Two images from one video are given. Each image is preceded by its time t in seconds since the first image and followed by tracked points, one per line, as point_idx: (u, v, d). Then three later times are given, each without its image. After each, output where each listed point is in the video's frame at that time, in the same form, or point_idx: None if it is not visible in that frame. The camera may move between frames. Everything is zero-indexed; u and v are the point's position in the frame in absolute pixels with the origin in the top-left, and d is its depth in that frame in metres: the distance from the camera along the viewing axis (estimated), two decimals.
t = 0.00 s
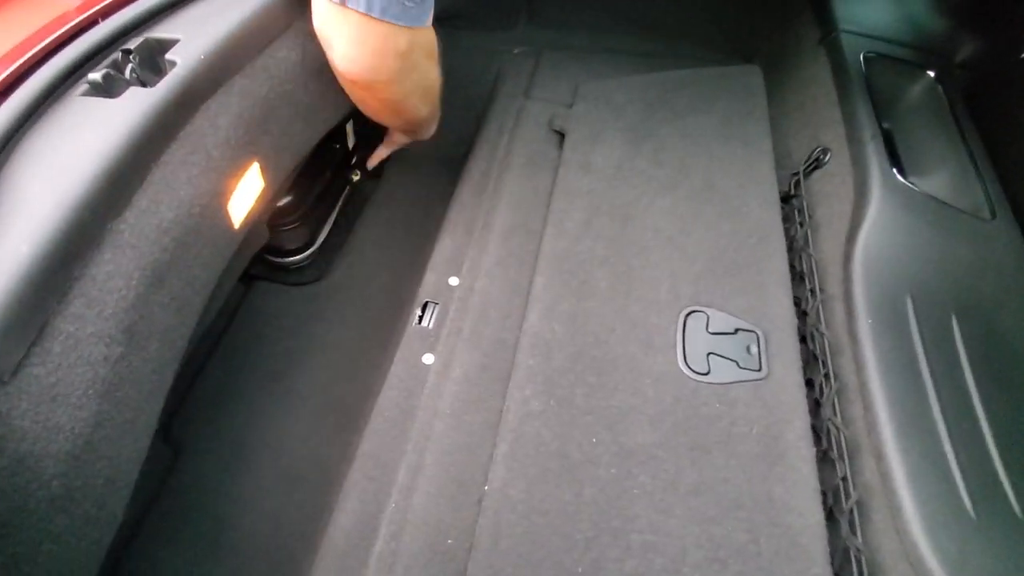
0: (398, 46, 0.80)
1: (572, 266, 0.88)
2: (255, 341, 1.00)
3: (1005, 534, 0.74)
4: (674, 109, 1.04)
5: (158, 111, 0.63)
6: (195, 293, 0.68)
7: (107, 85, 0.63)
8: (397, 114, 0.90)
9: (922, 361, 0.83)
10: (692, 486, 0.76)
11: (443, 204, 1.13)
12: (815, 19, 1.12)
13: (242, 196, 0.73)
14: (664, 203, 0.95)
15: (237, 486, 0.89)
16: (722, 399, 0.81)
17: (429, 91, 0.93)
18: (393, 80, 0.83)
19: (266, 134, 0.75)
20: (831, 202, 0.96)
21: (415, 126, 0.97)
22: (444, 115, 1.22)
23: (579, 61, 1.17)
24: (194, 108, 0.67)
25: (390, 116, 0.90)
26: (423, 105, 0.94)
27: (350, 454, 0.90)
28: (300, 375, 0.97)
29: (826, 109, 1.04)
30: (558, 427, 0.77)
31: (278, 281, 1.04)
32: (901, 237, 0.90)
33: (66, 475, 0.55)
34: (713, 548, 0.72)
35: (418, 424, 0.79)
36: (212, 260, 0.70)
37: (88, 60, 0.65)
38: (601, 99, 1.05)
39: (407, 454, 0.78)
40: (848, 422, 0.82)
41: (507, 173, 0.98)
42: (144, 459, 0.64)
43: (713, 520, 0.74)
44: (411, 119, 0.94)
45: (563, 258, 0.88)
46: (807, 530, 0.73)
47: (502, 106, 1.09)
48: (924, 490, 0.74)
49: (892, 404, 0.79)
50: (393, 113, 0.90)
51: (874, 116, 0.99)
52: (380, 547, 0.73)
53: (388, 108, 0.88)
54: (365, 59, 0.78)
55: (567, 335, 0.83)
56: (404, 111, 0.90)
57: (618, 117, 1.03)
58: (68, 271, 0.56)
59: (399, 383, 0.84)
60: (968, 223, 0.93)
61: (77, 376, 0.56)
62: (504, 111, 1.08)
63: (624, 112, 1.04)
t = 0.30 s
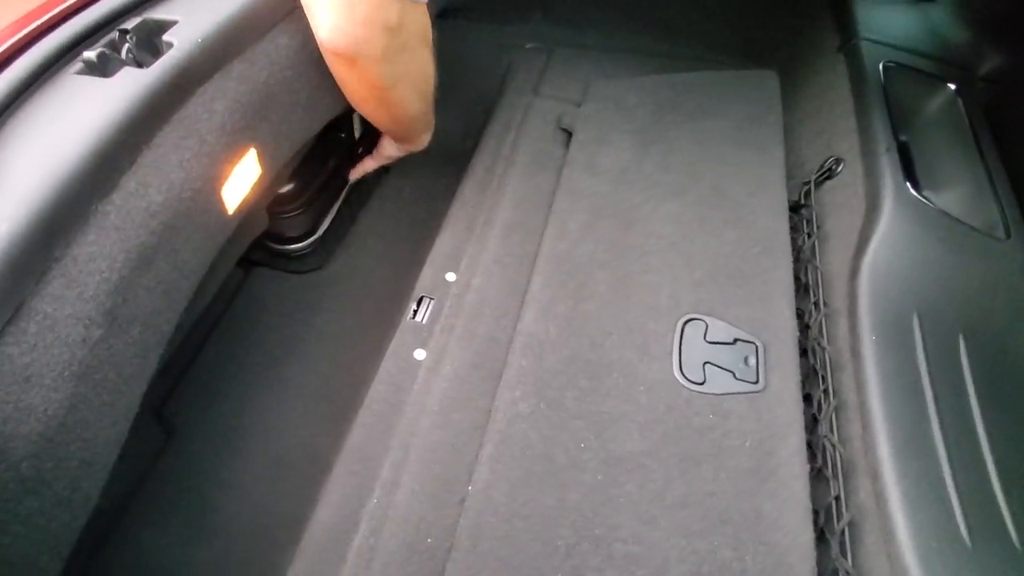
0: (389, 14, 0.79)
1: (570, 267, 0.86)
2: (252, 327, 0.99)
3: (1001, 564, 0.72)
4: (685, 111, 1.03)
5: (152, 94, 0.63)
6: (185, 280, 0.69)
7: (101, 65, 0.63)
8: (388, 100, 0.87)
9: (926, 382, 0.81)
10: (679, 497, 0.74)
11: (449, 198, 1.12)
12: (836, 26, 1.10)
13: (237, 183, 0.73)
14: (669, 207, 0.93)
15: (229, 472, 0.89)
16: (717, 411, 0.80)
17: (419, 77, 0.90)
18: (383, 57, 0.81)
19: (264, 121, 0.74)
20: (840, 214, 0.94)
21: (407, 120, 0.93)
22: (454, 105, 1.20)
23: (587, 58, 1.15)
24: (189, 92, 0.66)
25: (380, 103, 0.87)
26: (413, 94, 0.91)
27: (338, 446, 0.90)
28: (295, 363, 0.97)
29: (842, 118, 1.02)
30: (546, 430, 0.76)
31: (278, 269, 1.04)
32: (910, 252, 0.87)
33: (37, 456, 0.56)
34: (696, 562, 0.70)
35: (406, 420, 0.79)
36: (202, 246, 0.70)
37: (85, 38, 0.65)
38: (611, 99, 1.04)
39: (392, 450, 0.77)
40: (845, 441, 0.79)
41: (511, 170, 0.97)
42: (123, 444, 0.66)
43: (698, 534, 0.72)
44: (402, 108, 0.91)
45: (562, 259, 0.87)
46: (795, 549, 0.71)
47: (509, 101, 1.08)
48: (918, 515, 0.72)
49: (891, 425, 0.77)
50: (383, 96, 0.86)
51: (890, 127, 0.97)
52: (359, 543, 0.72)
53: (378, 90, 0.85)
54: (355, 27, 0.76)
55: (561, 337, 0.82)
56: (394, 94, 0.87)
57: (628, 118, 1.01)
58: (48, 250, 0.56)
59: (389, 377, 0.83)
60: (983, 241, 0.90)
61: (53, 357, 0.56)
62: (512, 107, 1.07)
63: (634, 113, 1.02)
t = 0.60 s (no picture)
0: None
1: (572, 262, 0.86)
2: (259, 309, 1.00)
3: None
4: (700, 108, 1.01)
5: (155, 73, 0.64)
6: (186, 260, 0.71)
7: (107, 43, 0.63)
8: (359, 95, 0.79)
9: (932, 392, 0.78)
10: (670, 498, 0.73)
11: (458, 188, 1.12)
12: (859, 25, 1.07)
13: (241, 166, 0.75)
14: (677, 205, 0.92)
15: (229, 450, 0.90)
16: (714, 413, 0.79)
17: (350, 39, 0.72)
18: None
19: (269, 106, 0.76)
20: (854, 218, 0.92)
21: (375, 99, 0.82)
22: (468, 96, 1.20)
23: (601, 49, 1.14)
24: (193, 73, 0.67)
25: (349, 96, 0.79)
26: (385, 83, 0.82)
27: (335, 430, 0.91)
28: (298, 347, 0.98)
29: (860, 121, 0.99)
30: (539, 424, 0.76)
31: (285, 255, 1.05)
32: (921, 258, 0.85)
33: (29, 426, 0.57)
34: (685, 564, 0.70)
35: (400, 407, 0.79)
36: (203, 226, 0.72)
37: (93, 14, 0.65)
38: (624, 93, 1.03)
39: (385, 437, 0.78)
40: (845, 449, 0.78)
41: (519, 162, 0.97)
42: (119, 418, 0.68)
43: (688, 535, 0.71)
44: (363, 88, 0.79)
45: (565, 252, 0.87)
46: (787, 556, 0.70)
47: (521, 93, 1.08)
48: (915, 528, 0.70)
49: (893, 435, 0.75)
50: (335, 66, 0.74)
51: (910, 131, 0.94)
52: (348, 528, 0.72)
53: (330, 57, 0.73)
54: None
55: (560, 332, 0.81)
56: (350, 68, 0.75)
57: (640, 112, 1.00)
58: (46, 224, 0.56)
59: (386, 364, 0.83)
60: (1000, 250, 0.88)
61: (48, 328, 0.57)
62: (523, 99, 1.07)
63: (646, 108, 1.01)
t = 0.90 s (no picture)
0: None
1: (580, 262, 0.86)
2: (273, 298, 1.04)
3: None
4: (716, 112, 1.01)
5: (175, 61, 0.65)
6: (197, 244, 0.73)
7: (129, 29, 0.66)
8: None
9: (938, 407, 0.77)
10: (666, 500, 0.73)
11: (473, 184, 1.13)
12: (886, 33, 1.06)
13: (255, 155, 0.76)
14: (689, 209, 0.91)
15: (236, 431, 0.94)
16: (714, 419, 0.78)
17: None
18: None
19: (286, 95, 0.77)
20: (868, 228, 0.91)
21: None
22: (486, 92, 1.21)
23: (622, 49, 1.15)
24: (213, 63, 0.69)
25: None
26: None
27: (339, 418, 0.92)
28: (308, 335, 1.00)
29: (880, 130, 0.98)
30: (538, 420, 0.76)
31: (297, 243, 1.09)
32: (934, 271, 0.84)
33: (39, 397, 0.59)
34: (677, 566, 0.69)
35: (403, 398, 0.80)
36: (217, 213, 0.74)
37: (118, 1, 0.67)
38: (640, 95, 1.03)
39: (386, 426, 0.79)
40: (847, 460, 0.77)
41: (532, 160, 0.97)
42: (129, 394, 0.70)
43: (682, 538, 0.71)
44: None
45: (573, 251, 0.87)
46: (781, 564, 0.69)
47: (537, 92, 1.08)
48: (914, 543, 0.69)
49: (896, 448, 0.75)
50: None
51: (930, 141, 0.93)
52: (344, 514, 0.73)
53: None
54: None
55: (564, 330, 0.81)
56: None
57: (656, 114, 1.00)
58: (64, 203, 0.58)
59: (390, 354, 0.85)
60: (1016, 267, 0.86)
61: (61, 303, 0.59)
62: (538, 100, 1.08)
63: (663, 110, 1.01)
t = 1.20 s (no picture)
0: None
1: (589, 262, 0.85)
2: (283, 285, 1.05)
3: None
4: (736, 116, 0.99)
5: (192, 44, 0.65)
6: (207, 228, 0.72)
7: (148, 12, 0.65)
8: None
9: (950, 425, 0.75)
10: (665, 507, 0.72)
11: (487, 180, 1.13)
12: (915, 42, 1.04)
13: (267, 142, 0.76)
14: (702, 213, 0.90)
15: (238, 415, 0.95)
16: (719, 427, 0.77)
17: None
18: None
19: (301, 83, 0.77)
20: (886, 240, 0.89)
21: None
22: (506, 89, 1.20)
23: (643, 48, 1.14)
24: (228, 47, 0.68)
25: None
26: None
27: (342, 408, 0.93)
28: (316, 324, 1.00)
29: (905, 140, 0.96)
30: (537, 418, 0.75)
31: (309, 233, 1.10)
32: (955, 287, 0.82)
33: (41, 370, 0.59)
34: None
35: (404, 390, 0.80)
36: (226, 196, 0.73)
37: None
38: (659, 96, 1.02)
39: (385, 419, 0.78)
40: (853, 477, 0.75)
41: (546, 158, 0.97)
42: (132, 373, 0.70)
43: (679, 547, 0.69)
44: None
45: (582, 251, 0.86)
46: None
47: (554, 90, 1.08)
48: (922, 565, 0.67)
49: (905, 467, 0.72)
50: None
51: (954, 154, 0.91)
52: (339, 504, 0.73)
53: None
54: None
55: (569, 330, 0.80)
56: None
57: (673, 117, 0.99)
58: (75, 180, 0.58)
59: (393, 346, 0.84)
60: None
61: (66, 280, 0.59)
62: (556, 97, 1.07)
63: (680, 113, 1.00)
